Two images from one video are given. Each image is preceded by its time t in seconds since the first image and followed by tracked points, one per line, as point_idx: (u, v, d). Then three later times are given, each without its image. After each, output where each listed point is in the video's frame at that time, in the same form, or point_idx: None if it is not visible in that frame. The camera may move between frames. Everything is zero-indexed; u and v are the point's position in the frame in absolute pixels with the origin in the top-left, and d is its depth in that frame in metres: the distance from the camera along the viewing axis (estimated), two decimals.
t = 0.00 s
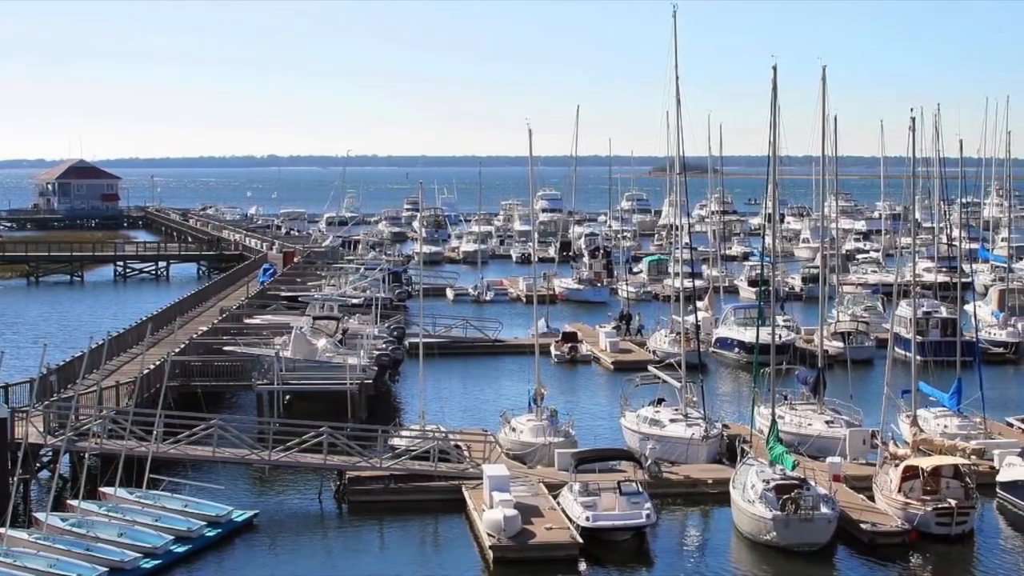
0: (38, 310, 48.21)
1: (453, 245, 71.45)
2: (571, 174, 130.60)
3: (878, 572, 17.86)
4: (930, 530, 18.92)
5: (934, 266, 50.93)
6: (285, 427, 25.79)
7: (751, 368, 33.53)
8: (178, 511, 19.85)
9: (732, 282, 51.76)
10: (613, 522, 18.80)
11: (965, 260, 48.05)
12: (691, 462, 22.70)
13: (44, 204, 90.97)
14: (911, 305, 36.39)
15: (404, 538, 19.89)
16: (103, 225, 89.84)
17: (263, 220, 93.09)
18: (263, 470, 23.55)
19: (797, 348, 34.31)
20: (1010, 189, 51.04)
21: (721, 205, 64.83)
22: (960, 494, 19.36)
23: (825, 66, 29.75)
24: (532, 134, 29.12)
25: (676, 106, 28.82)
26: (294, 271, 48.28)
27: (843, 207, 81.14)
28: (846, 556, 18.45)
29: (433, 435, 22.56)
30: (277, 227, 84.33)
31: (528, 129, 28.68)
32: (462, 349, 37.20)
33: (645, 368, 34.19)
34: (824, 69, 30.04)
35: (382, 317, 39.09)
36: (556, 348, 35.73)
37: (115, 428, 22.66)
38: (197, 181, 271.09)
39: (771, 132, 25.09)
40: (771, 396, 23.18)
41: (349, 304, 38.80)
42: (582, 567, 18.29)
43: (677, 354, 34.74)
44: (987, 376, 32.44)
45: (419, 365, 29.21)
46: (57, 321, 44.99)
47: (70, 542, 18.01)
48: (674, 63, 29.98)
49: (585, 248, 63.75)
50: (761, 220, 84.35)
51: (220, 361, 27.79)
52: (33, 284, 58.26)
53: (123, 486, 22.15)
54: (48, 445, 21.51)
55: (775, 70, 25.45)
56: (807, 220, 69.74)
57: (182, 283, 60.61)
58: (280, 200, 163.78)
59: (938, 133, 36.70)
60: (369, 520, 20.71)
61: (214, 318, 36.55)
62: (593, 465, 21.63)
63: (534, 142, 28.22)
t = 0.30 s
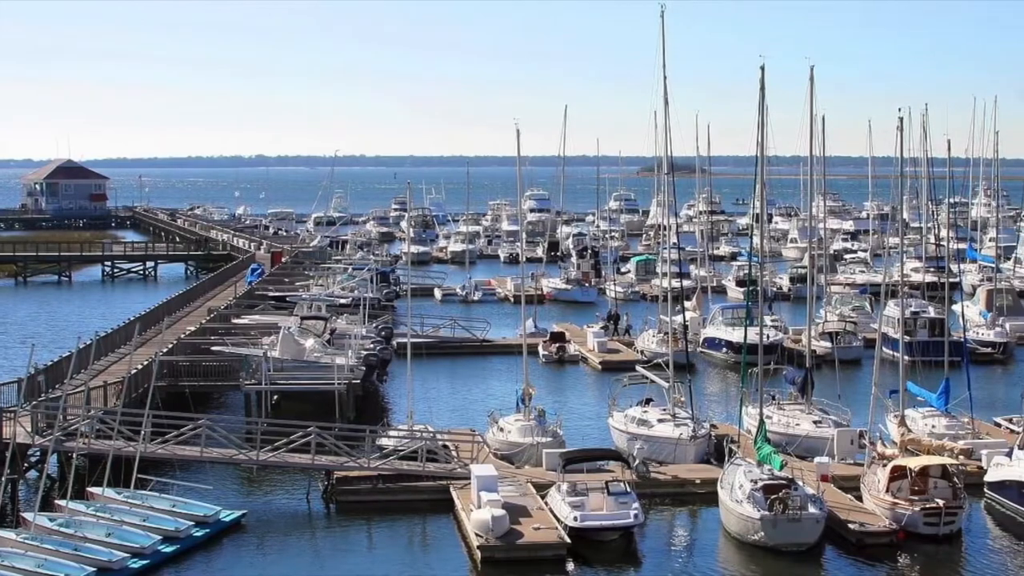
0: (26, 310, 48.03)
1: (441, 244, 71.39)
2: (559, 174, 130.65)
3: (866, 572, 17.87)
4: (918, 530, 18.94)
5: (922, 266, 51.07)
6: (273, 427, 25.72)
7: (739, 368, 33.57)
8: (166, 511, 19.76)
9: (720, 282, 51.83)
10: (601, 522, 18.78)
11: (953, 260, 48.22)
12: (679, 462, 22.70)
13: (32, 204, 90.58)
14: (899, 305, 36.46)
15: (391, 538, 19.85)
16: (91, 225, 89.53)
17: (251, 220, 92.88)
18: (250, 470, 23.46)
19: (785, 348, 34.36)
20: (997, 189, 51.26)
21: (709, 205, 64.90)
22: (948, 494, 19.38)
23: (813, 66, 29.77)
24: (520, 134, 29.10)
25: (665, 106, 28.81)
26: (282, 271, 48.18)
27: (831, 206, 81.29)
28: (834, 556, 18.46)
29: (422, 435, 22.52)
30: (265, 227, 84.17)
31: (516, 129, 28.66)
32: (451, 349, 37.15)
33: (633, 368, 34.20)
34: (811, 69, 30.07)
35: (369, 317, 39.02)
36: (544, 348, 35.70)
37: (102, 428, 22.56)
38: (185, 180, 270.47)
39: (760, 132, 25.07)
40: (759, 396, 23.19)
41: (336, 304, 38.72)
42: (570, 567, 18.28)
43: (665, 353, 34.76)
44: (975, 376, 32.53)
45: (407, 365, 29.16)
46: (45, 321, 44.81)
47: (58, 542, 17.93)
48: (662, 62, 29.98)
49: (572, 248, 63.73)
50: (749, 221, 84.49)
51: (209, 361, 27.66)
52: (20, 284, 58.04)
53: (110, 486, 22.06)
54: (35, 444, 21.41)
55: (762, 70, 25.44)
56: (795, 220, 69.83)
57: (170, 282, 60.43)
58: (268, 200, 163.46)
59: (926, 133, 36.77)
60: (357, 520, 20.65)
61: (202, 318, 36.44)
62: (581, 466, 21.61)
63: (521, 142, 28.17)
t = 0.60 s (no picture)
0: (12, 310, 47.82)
1: (428, 244, 71.32)
2: (547, 174, 130.65)
3: (854, 572, 17.89)
4: (906, 530, 18.97)
5: (910, 266, 51.22)
6: (260, 427, 25.64)
7: (727, 368, 33.60)
8: (153, 511, 19.68)
9: (708, 282, 51.90)
10: (589, 522, 18.77)
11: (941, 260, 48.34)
12: (667, 462, 22.70)
13: (19, 203, 90.15)
14: (886, 305, 36.55)
15: (380, 538, 19.80)
16: (79, 225, 89.16)
17: (238, 220, 92.67)
18: (238, 470, 23.38)
19: (772, 348, 34.41)
20: (984, 189, 51.36)
21: (697, 205, 64.95)
22: (935, 494, 19.41)
23: (800, 67, 29.81)
24: (508, 133, 29.08)
25: (652, 106, 28.83)
26: (270, 271, 48.07)
27: (818, 206, 81.46)
28: (822, 556, 18.48)
29: (409, 435, 22.47)
30: (253, 227, 83.94)
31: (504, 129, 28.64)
32: (438, 349, 37.10)
33: (621, 368, 34.20)
34: (798, 69, 30.12)
35: (357, 317, 38.95)
36: (532, 348, 35.68)
37: (90, 428, 22.47)
38: (173, 180, 269.75)
39: (747, 132, 25.09)
40: (747, 397, 23.20)
41: (324, 305, 38.64)
42: (558, 567, 18.25)
43: (653, 354, 34.77)
44: (962, 376, 32.62)
45: (395, 365, 29.10)
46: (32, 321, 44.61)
47: (46, 542, 17.84)
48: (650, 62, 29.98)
49: (560, 248, 63.74)
50: (737, 221, 84.64)
51: (196, 360, 27.59)
52: (7, 284, 57.79)
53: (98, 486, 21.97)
54: (23, 444, 21.33)
55: (750, 70, 25.45)
56: (783, 220, 69.94)
57: (158, 282, 60.24)
58: (255, 200, 163.06)
59: (913, 133, 36.87)
60: (345, 520, 20.60)
61: (190, 318, 36.33)
62: (569, 465, 21.59)
63: (509, 142, 28.13)
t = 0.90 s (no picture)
0: None
1: (416, 244, 71.25)
2: (535, 174, 130.67)
3: (842, 572, 17.91)
4: (894, 530, 19.00)
5: (897, 266, 51.35)
6: (248, 427, 25.57)
7: (714, 368, 33.63)
8: (141, 510, 19.61)
9: (695, 282, 51.96)
10: (577, 522, 18.75)
11: (928, 260, 48.49)
12: (655, 462, 22.70)
13: (7, 203, 89.76)
14: (874, 305, 36.62)
15: (368, 538, 19.75)
16: (67, 225, 88.83)
17: (226, 220, 92.47)
18: (226, 470, 23.31)
19: (760, 348, 34.46)
20: (970, 189, 51.51)
21: (685, 205, 64.99)
22: (923, 494, 19.46)
23: (788, 67, 29.84)
24: (496, 132, 29.04)
25: (640, 105, 28.84)
26: (258, 271, 47.96)
27: (806, 206, 81.62)
28: (810, 556, 18.50)
29: (397, 435, 22.43)
30: (240, 227, 83.74)
31: (492, 128, 28.61)
32: (426, 349, 37.06)
33: (608, 367, 34.20)
34: (786, 69, 30.16)
35: (345, 317, 38.88)
36: (519, 348, 35.65)
37: (78, 428, 22.37)
38: (161, 180, 269.02)
39: (735, 132, 25.09)
40: (735, 397, 23.21)
41: (312, 305, 38.55)
42: (545, 567, 18.23)
43: (640, 353, 34.79)
44: (950, 376, 32.72)
45: (383, 365, 29.06)
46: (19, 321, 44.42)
47: (33, 542, 17.76)
48: (638, 62, 29.98)
49: (548, 248, 63.73)
50: (725, 221, 84.73)
51: (184, 360, 27.53)
52: None
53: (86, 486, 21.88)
54: (10, 445, 21.25)
55: (737, 70, 25.45)
56: (770, 220, 70.05)
57: (146, 282, 60.06)
58: (243, 200, 162.65)
59: (901, 134, 36.94)
60: (333, 520, 20.55)
61: (177, 318, 36.21)
62: (557, 465, 21.56)
63: (496, 142, 28.09)
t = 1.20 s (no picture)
0: None
1: (404, 244, 71.18)
2: (523, 174, 130.69)
3: (829, 572, 17.92)
4: (882, 530, 19.03)
5: (885, 266, 51.47)
6: (236, 427, 25.50)
7: (702, 368, 33.66)
8: (129, 510, 19.53)
9: (684, 282, 52.01)
10: (565, 522, 18.73)
11: (917, 260, 48.60)
12: (643, 462, 22.70)
13: None
14: (862, 305, 36.69)
15: (355, 538, 19.70)
16: (55, 225, 88.52)
17: (214, 220, 92.25)
18: (214, 470, 23.23)
19: (748, 348, 34.50)
20: (958, 189, 51.66)
21: (673, 205, 65.02)
22: (911, 494, 19.49)
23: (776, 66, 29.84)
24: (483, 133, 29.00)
25: (628, 106, 28.84)
26: (246, 271, 47.86)
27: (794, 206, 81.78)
28: (797, 556, 18.51)
29: (385, 435, 22.38)
30: (229, 227, 83.56)
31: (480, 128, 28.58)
32: (414, 349, 37.00)
33: (597, 367, 34.20)
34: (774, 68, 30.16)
35: (333, 317, 38.80)
36: (507, 348, 35.62)
37: (66, 428, 22.28)
38: (148, 180, 268.27)
39: (723, 132, 25.08)
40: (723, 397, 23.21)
41: (300, 305, 38.46)
42: (533, 567, 18.21)
43: (628, 353, 34.80)
44: (938, 376, 32.79)
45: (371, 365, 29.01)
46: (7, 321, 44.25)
47: (21, 542, 17.67)
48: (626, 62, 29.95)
49: (536, 248, 63.72)
50: (712, 221, 84.86)
51: (172, 360, 27.47)
52: None
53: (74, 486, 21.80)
54: None
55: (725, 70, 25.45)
56: (758, 220, 70.16)
57: (134, 282, 59.87)
58: (231, 200, 162.29)
59: (888, 134, 36.99)
60: (321, 520, 20.50)
61: (165, 318, 36.10)
62: (545, 466, 21.53)
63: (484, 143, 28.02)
